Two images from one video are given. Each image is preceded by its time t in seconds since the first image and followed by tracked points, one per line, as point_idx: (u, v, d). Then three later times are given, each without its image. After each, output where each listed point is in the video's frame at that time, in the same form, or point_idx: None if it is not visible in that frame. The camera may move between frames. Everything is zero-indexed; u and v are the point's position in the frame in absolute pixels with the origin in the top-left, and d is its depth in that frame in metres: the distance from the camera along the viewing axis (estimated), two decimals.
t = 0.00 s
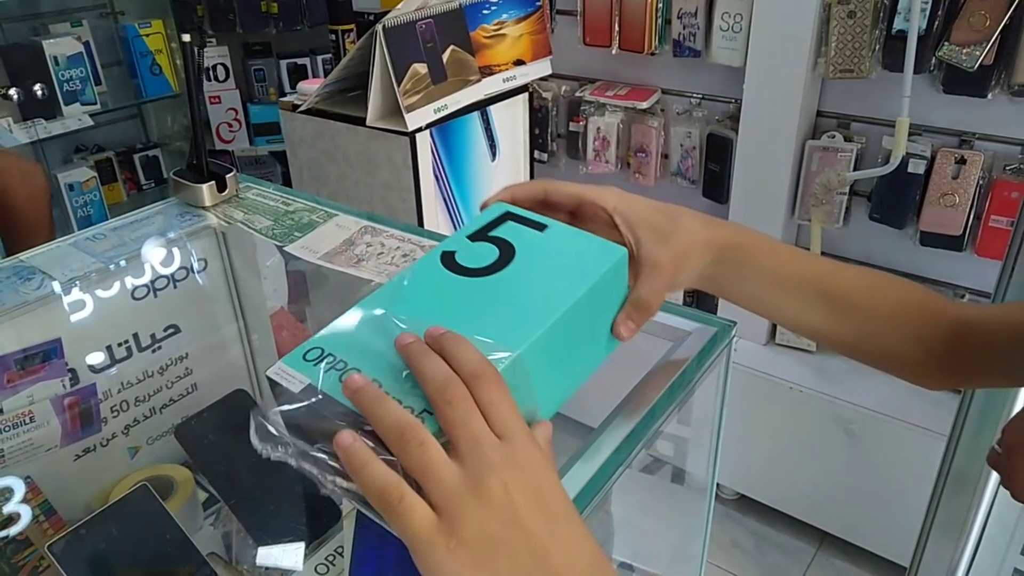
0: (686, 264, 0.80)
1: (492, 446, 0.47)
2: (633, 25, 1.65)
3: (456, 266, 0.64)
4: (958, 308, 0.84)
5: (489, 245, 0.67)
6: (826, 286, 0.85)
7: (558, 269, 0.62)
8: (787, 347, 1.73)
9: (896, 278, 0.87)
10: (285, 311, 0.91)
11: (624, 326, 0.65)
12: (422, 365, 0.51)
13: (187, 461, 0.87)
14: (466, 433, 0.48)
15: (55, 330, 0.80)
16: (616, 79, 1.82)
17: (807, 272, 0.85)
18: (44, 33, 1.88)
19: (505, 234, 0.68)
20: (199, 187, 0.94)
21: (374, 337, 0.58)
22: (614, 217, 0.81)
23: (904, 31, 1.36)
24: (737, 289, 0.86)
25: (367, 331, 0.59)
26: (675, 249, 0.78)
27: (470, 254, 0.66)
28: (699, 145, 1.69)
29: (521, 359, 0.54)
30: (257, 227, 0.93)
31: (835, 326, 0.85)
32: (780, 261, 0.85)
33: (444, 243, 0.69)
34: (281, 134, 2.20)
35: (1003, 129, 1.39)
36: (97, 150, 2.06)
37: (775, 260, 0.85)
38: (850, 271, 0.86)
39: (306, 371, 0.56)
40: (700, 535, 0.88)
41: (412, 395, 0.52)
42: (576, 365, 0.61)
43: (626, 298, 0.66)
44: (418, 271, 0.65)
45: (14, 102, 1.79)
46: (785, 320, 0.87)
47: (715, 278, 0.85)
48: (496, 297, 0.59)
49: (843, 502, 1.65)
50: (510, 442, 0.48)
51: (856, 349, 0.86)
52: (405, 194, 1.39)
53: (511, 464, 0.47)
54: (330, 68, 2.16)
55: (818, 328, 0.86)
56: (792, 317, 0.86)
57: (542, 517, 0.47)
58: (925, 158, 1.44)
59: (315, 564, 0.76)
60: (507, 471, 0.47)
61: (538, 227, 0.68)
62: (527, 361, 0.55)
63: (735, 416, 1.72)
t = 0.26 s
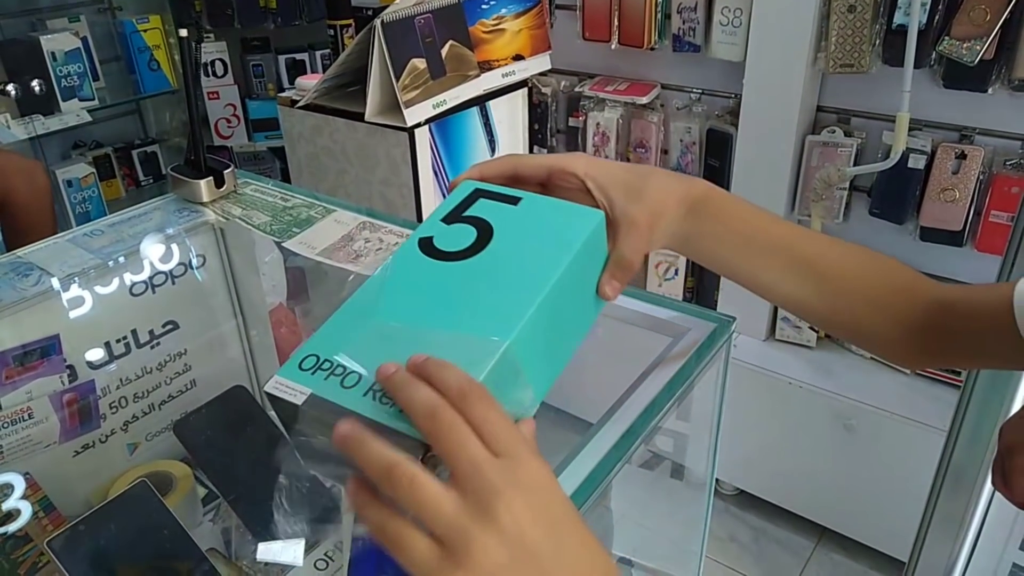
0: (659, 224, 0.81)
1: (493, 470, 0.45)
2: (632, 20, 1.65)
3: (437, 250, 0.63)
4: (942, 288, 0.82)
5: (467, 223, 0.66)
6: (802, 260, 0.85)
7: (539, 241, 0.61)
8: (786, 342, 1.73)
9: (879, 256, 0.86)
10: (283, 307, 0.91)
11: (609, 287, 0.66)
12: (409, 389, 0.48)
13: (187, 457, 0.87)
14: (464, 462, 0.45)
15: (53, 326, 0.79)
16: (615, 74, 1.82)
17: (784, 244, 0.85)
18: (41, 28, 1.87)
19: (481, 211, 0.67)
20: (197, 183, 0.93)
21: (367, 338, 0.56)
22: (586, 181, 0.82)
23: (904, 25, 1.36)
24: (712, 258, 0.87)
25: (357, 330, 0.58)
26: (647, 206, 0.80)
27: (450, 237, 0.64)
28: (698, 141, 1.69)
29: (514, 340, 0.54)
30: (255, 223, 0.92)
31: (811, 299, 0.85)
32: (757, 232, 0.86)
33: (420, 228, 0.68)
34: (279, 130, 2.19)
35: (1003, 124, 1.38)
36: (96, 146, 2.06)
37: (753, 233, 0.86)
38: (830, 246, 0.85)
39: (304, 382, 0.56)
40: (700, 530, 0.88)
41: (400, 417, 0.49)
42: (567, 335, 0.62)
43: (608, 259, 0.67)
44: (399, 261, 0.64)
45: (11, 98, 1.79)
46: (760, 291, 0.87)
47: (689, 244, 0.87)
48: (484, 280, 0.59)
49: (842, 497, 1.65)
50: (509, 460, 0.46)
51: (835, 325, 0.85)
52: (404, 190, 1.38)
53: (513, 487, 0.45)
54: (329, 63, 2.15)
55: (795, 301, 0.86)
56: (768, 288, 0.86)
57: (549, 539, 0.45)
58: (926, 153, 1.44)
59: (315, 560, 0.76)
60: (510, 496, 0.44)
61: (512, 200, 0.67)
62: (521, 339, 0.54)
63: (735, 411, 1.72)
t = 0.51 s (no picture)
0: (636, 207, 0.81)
1: (486, 495, 0.45)
2: (631, 20, 1.64)
3: (418, 246, 0.62)
4: (923, 282, 0.82)
5: (445, 216, 0.64)
6: (782, 249, 0.85)
7: (522, 230, 0.61)
8: (785, 341, 1.73)
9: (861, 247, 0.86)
10: (281, 307, 0.92)
11: (590, 271, 0.65)
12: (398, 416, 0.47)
13: (185, 456, 0.86)
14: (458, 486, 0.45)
15: (51, 326, 0.79)
16: (614, 73, 1.81)
17: (764, 232, 0.85)
18: (39, 27, 1.87)
19: (458, 203, 0.66)
20: (195, 182, 0.92)
21: (358, 339, 0.55)
22: (560, 168, 0.81)
23: (903, 24, 1.35)
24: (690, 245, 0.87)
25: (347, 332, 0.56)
26: (622, 189, 0.79)
27: (430, 231, 0.63)
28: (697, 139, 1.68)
29: (506, 334, 0.54)
30: (254, 222, 0.92)
31: (790, 289, 0.85)
32: (737, 219, 0.86)
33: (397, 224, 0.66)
34: (278, 128, 2.19)
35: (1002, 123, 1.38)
36: (94, 144, 2.05)
37: (732, 220, 0.85)
38: (812, 235, 0.85)
39: (298, 387, 0.54)
40: (699, 528, 0.88)
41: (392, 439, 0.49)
42: (552, 324, 0.62)
43: (586, 243, 0.65)
44: (379, 259, 0.62)
45: (9, 97, 1.78)
46: (739, 279, 0.87)
47: (665, 231, 0.86)
48: (470, 274, 0.58)
49: (841, 496, 1.65)
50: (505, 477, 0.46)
51: (812, 315, 0.85)
52: (403, 188, 1.38)
53: (507, 508, 0.45)
54: (327, 62, 2.15)
55: (773, 290, 0.86)
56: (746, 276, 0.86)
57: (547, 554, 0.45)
58: (925, 152, 1.44)
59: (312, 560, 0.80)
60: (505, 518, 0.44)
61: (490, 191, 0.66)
62: (510, 330, 0.54)
63: (733, 410, 1.72)
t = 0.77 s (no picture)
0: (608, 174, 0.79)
1: (505, 529, 0.43)
2: (631, 20, 1.64)
3: (397, 236, 0.59)
4: (901, 260, 0.82)
5: (420, 202, 0.62)
6: (761, 223, 0.84)
7: (504, 213, 0.59)
8: (786, 341, 1.73)
9: (841, 222, 0.85)
10: (281, 304, 0.91)
11: (569, 243, 0.64)
12: (399, 458, 0.45)
13: (186, 455, 0.87)
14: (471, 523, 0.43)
15: (52, 325, 0.79)
16: (614, 72, 1.81)
17: (743, 205, 0.84)
18: (39, 26, 1.87)
19: (432, 188, 0.63)
20: (196, 182, 0.93)
21: (348, 344, 0.53)
22: (531, 140, 0.80)
23: (904, 24, 1.36)
24: (667, 216, 0.86)
25: (335, 335, 0.54)
26: (596, 157, 0.77)
27: (407, 219, 0.61)
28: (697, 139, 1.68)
29: (497, 323, 0.53)
30: (254, 221, 0.92)
31: (768, 262, 0.84)
32: (716, 191, 0.85)
33: (370, 213, 0.63)
34: (278, 128, 2.19)
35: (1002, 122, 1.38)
36: (94, 144, 2.05)
37: (712, 193, 0.85)
38: (791, 210, 0.85)
39: (293, 399, 0.51)
40: (699, 527, 0.88)
41: (396, 476, 0.47)
42: (537, 306, 0.61)
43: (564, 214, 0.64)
44: (357, 253, 0.59)
45: (10, 96, 1.78)
46: (715, 251, 0.86)
47: (640, 200, 0.86)
48: (456, 264, 0.56)
49: (841, 495, 1.64)
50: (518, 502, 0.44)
51: (789, 289, 0.85)
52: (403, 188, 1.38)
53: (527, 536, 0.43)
54: (328, 62, 2.15)
55: (750, 263, 0.85)
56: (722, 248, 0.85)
57: None
58: (925, 151, 1.44)
59: (312, 559, 0.77)
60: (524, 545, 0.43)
61: (462, 171, 0.64)
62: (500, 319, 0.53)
63: (733, 409, 1.72)
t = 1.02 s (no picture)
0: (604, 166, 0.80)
1: (513, 538, 0.44)
2: (632, 23, 1.65)
3: (393, 237, 0.59)
4: (898, 257, 0.82)
5: (417, 203, 0.62)
6: (756, 216, 0.85)
7: (501, 214, 0.59)
8: (786, 343, 1.72)
9: (837, 218, 0.85)
10: (282, 306, 0.91)
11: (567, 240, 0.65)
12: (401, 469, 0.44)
13: (188, 457, 0.87)
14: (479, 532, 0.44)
15: (53, 327, 0.79)
16: (615, 75, 1.82)
17: (739, 199, 0.85)
18: (41, 29, 1.87)
19: (427, 188, 0.63)
20: (197, 184, 0.92)
21: (347, 347, 0.53)
22: (525, 136, 0.81)
23: (905, 27, 1.36)
24: (663, 210, 0.87)
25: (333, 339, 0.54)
26: (591, 152, 0.78)
27: (404, 220, 0.61)
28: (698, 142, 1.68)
29: (498, 321, 0.53)
30: (255, 223, 0.92)
31: (762, 256, 0.85)
32: (712, 186, 0.86)
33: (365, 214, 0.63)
34: (279, 130, 2.19)
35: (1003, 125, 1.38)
36: (95, 146, 2.06)
37: (709, 187, 0.86)
38: (787, 204, 0.85)
39: (294, 406, 0.51)
40: (700, 529, 0.88)
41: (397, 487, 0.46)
42: (534, 306, 0.61)
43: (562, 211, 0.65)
44: (354, 255, 0.59)
45: (11, 99, 1.78)
46: (711, 244, 0.87)
47: (636, 194, 0.87)
48: (453, 265, 0.56)
49: (842, 498, 1.64)
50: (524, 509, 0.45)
51: (783, 283, 0.85)
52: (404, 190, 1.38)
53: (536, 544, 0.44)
54: (329, 64, 2.15)
55: (744, 256, 0.86)
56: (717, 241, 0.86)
57: None
58: (926, 154, 1.44)
59: (313, 560, 0.77)
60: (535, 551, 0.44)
61: (458, 170, 0.64)
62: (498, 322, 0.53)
63: (734, 411, 1.72)
